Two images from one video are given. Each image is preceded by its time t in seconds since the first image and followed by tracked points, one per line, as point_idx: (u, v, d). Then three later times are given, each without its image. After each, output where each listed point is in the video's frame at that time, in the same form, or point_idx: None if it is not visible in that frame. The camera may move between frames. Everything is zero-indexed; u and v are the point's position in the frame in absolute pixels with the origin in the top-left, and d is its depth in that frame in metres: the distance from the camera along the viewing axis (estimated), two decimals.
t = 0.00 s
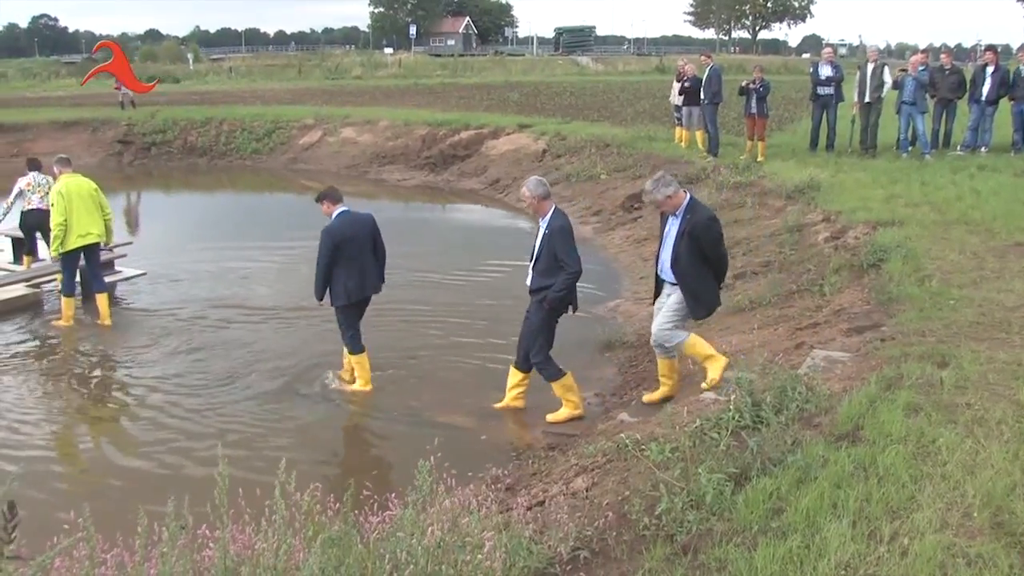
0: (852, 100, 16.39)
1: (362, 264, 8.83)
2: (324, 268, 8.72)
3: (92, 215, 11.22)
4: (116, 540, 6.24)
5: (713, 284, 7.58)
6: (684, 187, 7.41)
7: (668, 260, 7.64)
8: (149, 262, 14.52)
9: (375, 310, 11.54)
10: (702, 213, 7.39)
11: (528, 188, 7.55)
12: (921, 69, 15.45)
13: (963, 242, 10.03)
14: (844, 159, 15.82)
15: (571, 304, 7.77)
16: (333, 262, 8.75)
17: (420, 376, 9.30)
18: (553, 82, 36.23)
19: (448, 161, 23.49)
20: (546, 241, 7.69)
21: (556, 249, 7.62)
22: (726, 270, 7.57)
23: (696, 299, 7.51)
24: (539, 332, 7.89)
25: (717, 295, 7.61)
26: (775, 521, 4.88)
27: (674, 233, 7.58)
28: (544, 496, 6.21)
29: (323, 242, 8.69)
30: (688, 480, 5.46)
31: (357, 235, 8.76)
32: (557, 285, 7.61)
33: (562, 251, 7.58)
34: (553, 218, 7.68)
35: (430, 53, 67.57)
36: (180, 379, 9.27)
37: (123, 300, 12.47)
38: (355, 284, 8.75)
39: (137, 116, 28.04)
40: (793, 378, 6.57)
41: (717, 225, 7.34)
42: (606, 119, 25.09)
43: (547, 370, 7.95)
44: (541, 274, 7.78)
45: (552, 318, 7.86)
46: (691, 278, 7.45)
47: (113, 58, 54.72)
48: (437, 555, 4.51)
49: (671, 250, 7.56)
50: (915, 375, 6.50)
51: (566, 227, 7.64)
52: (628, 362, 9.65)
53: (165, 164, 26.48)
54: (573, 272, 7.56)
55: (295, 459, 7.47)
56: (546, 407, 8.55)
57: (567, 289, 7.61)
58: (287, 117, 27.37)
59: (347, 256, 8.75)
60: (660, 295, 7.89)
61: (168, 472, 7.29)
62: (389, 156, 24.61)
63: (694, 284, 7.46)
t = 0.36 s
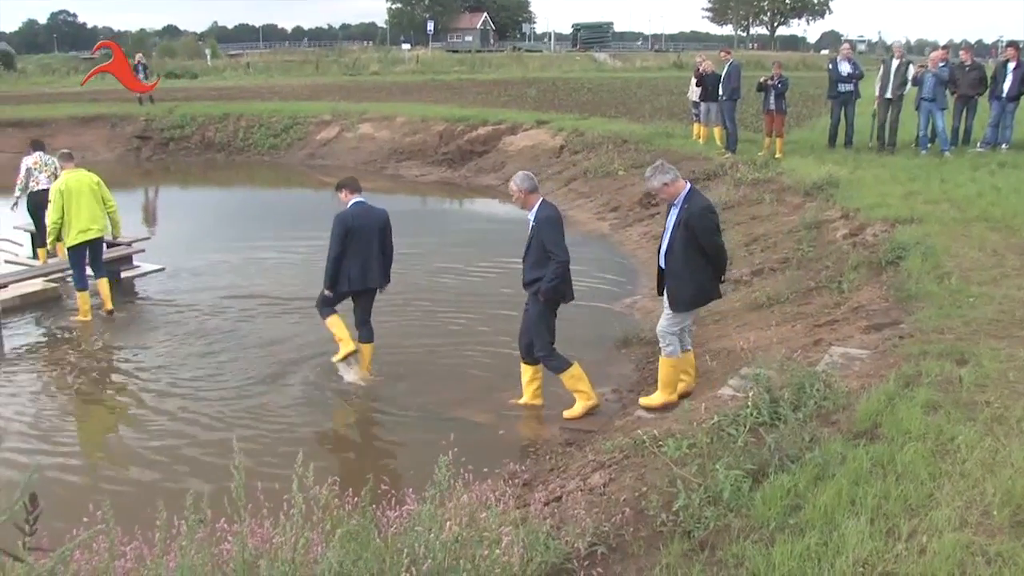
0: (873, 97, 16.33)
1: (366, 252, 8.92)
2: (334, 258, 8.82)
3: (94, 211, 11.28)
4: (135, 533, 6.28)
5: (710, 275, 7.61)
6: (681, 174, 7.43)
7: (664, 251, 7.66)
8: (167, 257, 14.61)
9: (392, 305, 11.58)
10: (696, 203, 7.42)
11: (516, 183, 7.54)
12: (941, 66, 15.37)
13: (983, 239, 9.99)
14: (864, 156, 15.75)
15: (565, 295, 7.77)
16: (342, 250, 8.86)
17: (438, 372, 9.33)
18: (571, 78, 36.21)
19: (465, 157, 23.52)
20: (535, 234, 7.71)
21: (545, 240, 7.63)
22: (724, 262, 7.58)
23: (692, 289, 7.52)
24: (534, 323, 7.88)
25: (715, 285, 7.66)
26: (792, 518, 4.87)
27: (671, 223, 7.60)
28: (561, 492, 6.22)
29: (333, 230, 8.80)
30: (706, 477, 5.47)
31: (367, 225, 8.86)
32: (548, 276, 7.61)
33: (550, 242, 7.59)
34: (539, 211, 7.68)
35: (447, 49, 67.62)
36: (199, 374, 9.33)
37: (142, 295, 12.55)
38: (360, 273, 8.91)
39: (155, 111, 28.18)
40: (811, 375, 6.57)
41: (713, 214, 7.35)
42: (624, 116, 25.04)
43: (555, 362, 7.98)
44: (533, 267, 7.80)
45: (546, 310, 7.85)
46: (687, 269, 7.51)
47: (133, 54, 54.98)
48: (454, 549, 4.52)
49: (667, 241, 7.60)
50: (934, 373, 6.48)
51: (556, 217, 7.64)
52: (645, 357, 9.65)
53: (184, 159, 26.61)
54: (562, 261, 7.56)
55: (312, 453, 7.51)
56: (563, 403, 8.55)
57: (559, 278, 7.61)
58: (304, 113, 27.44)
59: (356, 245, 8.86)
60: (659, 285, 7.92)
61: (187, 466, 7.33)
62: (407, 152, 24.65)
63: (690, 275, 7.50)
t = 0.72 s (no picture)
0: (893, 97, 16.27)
1: (371, 253, 8.99)
2: (341, 257, 8.89)
3: (106, 208, 11.34)
4: (153, 529, 6.31)
5: (710, 280, 7.60)
6: (687, 178, 7.45)
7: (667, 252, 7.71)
8: (185, 253, 14.66)
9: (409, 303, 11.58)
10: (698, 209, 7.41)
11: (515, 179, 7.78)
12: (961, 66, 15.29)
13: (1003, 240, 9.93)
14: (882, 156, 15.69)
15: (557, 289, 7.92)
16: (351, 246, 8.91)
17: (455, 370, 9.33)
18: (588, 77, 36.18)
19: (482, 156, 23.54)
20: (531, 227, 7.89)
21: (537, 236, 7.81)
22: (726, 269, 7.54)
23: (689, 293, 7.56)
24: (528, 315, 8.10)
25: (716, 289, 7.66)
26: (809, 518, 4.86)
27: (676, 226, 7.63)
28: (577, 491, 6.23)
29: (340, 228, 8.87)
30: (722, 477, 5.46)
31: (373, 225, 8.91)
32: (537, 272, 7.80)
33: (541, 238, 7.77)
34: (538, 205, 7.83)
35: (464, 48, 67.69)
36: (216, 370, 9.36)
37: (159, 291, 12.60)
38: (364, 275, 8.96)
39: (173, 108, 28.28)
40: (828, 376, 6.55)
41: (713, 222, 7.33)
42: (641, 115, 24.99)
43: (521, 352, 8.20)
44: (528, 259, 7.98)
45: (539, 304, 8.04)
46: (684, 272, 7.55)
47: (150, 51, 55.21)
48: (472, 547, 4.52)
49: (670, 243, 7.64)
50: (953, 374, 6.45)
51: (550, 215, 7.79)
52: (662, 357, 9.63)
53: (201, 157, 26.71)
54: (548, 258, 7.74)
55: (328, 451, 7.53)
56: (579, 402, 8.54)
57: (548, 274, 7.77)
58: (321, 111, 27.49)
59: (361, 244, 8.91)
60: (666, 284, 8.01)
61: (205, 462, 7.36)
62: (424, 151, 24.67)
63: (687, 278, 7.55)
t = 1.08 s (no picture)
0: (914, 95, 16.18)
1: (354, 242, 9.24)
2: (324, 250, 9.11)
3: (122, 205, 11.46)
4: (170, 523, 6.34)
5: (718, 281, 7.62)
6: (699, 176, 7.48)
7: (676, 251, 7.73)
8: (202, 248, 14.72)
9: (426, 299, 11.59)
10: (708, 210, 7.40)
11: (521, 178, 7.83)
12: (981, 63, 15.20)
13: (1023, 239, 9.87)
14: (901, 155, 15.61)
15: (555, 290, 7.94)
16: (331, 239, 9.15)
17: (471, 366, 9.34)
18: (606, 74, 36.13)
19: (499, 153, 23.56)
20: (529, 228, 7.88)
21: (534, 238, 7.81)
22: (732, 269, 7.56)
23: (697, 293, 7.60)
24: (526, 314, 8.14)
25: (723, 289, 7.68)
26: (827, 517, 4.85)
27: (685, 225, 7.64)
28: (593, 488, 6.23)
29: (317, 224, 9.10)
30: (740, 475, 5.46)
31: (348, 215, 9.18)
32: (533, 273, 7.84)
33: (536, 239, 7.77)
34: (542, 204, 7.84)
35: (481, 44, 67.76)
36: (234, 365, 9.40)
37: (177, 286, 12.66)
38: (348, 264, 9.20)
39: (191, 104, 28.39)
40: (846, 375, 6.53)
41: (722, 223, 7.33)
42: (658, 112, 24.96)
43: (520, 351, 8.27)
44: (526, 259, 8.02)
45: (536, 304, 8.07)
46: (690, 271, 7.57)
47: (169, 47, 55.46)
48: (488, 543, 4.52)
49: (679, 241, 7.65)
50: (973, 374, 6.42)
51: (549, 216, 7.77)
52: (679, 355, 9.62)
53: (219, 152, 26.81)
54: (542, 261, 7.76)
55: (344, 446, 7.55)
56: (595, 399, 8.54)
57: (544, 274, 7.82)
58: (339, 107, 27.54)
59: (341, 236, 9.17)
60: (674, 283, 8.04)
61: (222, 457, 7.39)
62: (441, 147, 24.67)
63: (695, 277, 7.57)
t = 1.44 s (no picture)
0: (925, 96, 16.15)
1: (340, 235, 9.57)
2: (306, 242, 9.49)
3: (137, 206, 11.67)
4: (185, 522, 6.36)
5: (719, 287, 7.66)
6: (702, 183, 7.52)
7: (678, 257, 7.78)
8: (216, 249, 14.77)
9: (439, 299, 11.60)
10: (711, 216, 7.44)
11: (517, 180, 7.95)
12: (997, 63, 15.13)
13: None
14: (916, 154, 15.56)
15: (551, 290, 8.05)
16: (314, 233, 9.54)
17: (484, 366, 9.34)
18: (620, 74, 36.10)
19: (512, 153, 23.56)
20: (526, 230, 7.98)
21: (531, 239, 7.93)
22: (733, 275, 7.60)
23: (701, 300, 7.62)
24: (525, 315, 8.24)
25: (724, 295, 7.72)
26: (842, 519, 4.84)
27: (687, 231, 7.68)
28: (607, 488, 6.23)
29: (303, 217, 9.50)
30: (754, 476, 5.45)
31: (333, 208, 9.51)
32: (529, 274, 7.96)
33: (533, 240, 7.88)
34: (539, 206, 7.93)
35: (494, 44, 67.83)
36: (248, 365, 9.42)
37: (191, 286, 12.70)
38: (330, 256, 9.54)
39: (205, 105, 28.48)
40: (861, 376, 6.51)
41: (725, 229, 7.37)
42: (672, 113, 24.92)
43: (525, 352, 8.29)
44: (523, 260, 8.11)
45: (533, 305, 8.17)
46: (692, 277, 7.62)
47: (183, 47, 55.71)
48: (503, 544, 4.52)
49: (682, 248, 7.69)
50: (989, 375, 6.38)
51: (545, 217, 7.89)
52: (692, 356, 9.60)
53: (232, 153, 26.89)
54: (538, 261, 7.89)
55: (358, 447, 7.56)
56: (609, 399, 8.53)
57: (540, 274, 7.93)
58: (352, 107, 27.57)
59: (325, 228, 9.51)
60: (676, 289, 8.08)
61: (236, 457, 7.41)
62: (454, 147, 24.68)
63: (698, 283, 7.61)
